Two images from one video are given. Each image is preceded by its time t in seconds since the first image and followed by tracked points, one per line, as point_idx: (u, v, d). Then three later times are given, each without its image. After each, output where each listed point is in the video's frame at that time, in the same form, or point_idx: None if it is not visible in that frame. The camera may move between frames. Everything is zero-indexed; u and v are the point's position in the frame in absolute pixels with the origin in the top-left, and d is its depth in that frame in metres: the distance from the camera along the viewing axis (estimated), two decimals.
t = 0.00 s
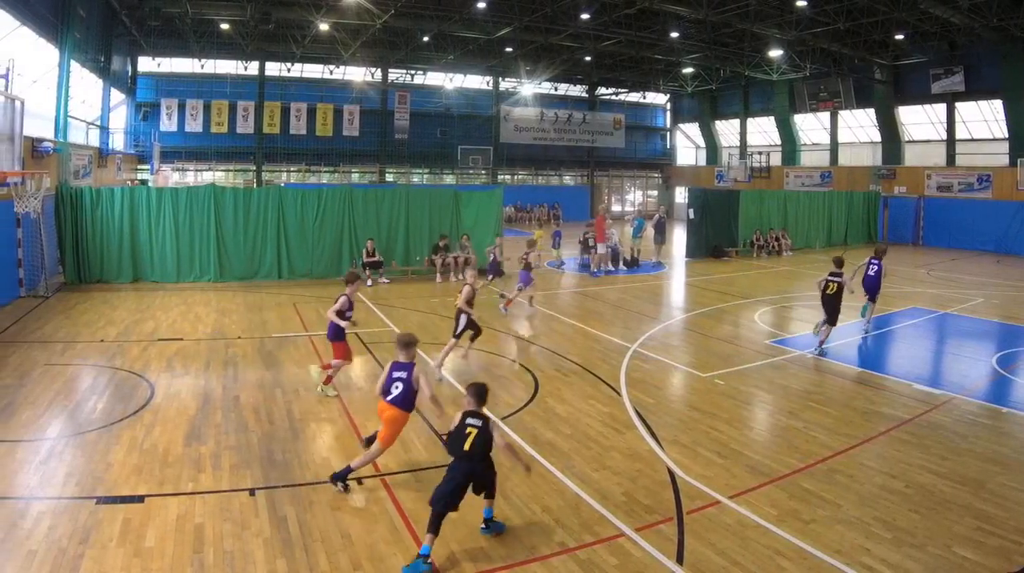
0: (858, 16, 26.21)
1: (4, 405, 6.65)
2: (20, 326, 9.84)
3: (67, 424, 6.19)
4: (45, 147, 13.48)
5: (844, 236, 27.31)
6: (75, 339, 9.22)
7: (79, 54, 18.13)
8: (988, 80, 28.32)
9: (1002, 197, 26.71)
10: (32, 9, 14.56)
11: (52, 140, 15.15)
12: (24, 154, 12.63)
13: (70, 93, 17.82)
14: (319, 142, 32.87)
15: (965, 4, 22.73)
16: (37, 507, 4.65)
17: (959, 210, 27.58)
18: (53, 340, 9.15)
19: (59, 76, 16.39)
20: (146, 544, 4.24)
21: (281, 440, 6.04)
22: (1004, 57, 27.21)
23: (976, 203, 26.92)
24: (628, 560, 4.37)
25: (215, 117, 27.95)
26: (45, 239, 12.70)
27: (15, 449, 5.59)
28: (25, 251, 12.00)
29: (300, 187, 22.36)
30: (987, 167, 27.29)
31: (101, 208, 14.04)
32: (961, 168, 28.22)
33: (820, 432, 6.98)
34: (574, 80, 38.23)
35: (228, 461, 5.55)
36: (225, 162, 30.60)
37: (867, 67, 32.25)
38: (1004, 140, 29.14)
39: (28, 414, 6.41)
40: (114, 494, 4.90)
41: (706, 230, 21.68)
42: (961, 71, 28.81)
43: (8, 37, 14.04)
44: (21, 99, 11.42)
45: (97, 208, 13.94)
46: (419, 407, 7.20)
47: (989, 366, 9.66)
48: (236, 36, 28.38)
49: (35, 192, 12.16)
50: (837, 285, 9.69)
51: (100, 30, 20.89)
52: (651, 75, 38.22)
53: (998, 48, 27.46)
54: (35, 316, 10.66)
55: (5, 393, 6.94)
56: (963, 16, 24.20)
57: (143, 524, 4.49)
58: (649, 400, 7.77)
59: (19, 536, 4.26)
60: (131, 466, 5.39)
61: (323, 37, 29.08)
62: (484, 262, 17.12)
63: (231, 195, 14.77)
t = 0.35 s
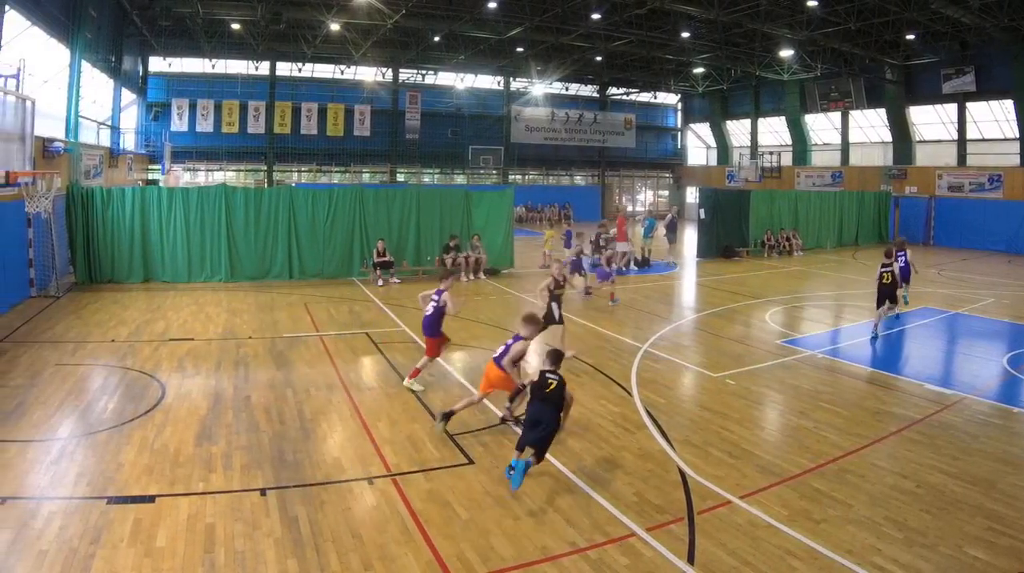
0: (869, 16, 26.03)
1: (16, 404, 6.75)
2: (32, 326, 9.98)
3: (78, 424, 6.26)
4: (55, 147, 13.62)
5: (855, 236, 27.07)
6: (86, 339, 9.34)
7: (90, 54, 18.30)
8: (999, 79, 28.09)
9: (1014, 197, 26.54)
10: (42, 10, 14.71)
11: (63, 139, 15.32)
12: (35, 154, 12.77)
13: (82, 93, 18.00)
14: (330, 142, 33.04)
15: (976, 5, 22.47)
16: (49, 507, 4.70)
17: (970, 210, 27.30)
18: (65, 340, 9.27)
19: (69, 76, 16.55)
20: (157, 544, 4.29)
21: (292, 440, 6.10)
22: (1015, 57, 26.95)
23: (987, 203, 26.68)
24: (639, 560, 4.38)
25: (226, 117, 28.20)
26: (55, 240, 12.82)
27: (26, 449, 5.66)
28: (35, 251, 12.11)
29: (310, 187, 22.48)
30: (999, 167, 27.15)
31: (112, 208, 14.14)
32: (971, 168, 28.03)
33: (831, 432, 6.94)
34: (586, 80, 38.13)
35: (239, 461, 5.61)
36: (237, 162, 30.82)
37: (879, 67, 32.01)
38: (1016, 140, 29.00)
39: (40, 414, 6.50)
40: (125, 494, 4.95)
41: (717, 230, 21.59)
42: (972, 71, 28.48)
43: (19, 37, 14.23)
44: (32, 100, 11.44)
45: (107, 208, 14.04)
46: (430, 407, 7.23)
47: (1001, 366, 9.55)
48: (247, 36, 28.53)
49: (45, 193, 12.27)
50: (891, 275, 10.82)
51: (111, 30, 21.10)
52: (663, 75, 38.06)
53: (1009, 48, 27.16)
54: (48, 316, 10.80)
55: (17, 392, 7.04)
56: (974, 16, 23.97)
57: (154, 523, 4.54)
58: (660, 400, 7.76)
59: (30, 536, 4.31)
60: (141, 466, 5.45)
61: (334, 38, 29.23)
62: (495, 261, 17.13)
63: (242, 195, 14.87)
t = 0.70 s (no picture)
0: (880, 16, 25.83)
1: (29, 404, 6.85)
2: (45, 326, 10.12)
3: (90, 424, 6.35)
4: (68, 147, 13.55)
5: (867, 236, 26.86)
6: (99, 339, 9.47)
7: (101, 54, 18.46)
8: (1011, 80, 27.91)
9: None
10: (54, 9, 14.87)
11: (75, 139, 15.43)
12: (47, 154, 12.68)
13: (93, 94, 18.18)
14: (342, 142, 33.17)
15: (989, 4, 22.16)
16: (61, 507, 4.77)
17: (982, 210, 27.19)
18: (77, 340, 9.40)
19: (81, 76, 16.73)
20: (168, 544, 4.33)
21: (304, 440, 6.15)
22: None
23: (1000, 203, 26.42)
24: (651, 560, 4.38)
25: (237, 117, 28.39)
26: (67, 240, 12.97)
27: (38, 449, 5.74)
28: (46, 251, 12.25)
29: (322, 187, 22.59)
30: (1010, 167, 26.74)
31: (124, 208, 14.31)
32: (983, 168, 27.65)
33: (843, 432, 6.89)
34: (597, 80, 38.05)
35: (251, 461, 5.66)
36: (248, 162, 31.02)
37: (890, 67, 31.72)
38: None
39: (54, 414, 6.60)
40: (137, 494, 5.02)
41: (729, 230, 21.47)
42: (985, 71, 28.20)
43: (31, 37, 14.37)
44: (45, 98, 10.63)
45: (120, 208, 14.21)
46: (442, 407, 7.26)
47: (1014, 366, 9.44)
48: (259, 36, 28.70)
49: (57, 193, 12.40)
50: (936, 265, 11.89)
51: (123, 31, 21.30)
52: (675, 75, 37.90)
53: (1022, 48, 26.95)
54: (61, 316, 10.94)
55: (30, 393, 7.15)
56: (985, 17, 23.67)
57: (165, 524, 4.59)
58: (671, 400, 7.75)
59: (42, 536, 4.37)
60: (153, 466, 5.52)
61: (346, 38, 29.38)
62: (507, 261, 17.15)
63: (254, 195, 14.99)
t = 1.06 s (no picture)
0: (893, 16, 25.62)
1: (42, 404, 6.95)
2: (57, 326, 10.26)
3: (102, 424, 6.41)
4: (80, 147, 13.65)
5: (880, 237, 26.63)
6: (111, 339, 9.60)
7: (113, 54, 18.64)
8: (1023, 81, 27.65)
9: None
10: (66, 10, 15.02)
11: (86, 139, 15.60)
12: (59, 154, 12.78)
13: (105, 94, 18.39)
14: (355, 142, 33.34)
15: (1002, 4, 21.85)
16: (73, 507, 4.82)
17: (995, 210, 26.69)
18: (89, 340, 9.53)
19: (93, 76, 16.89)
20: (180, 545, 4.38)
21: (316, 440, 6.20)
22: None
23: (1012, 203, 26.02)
24: (663, 560, 4.38)
25: (250, 117, 28.60)
26: (79, 240, 13.12)
27: (51, 449, 5.81)
28: (58, 251, 12.40)
29: (333, 187, 22.73)
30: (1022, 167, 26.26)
31: (136, 208, 14.45)
32: (995, 168, 27.18)
33: (855, 432, 6.84)
34: (609, 80, 37.97)
35: (263, 461, 5.71)
36: (260, 162, 31.26)
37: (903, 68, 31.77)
38: None
39: (67, 414, 6.69)
40: (149, 494, 5.07)
41: (740, 230, 21.34)
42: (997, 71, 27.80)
43: (43, 38, 14.52)
44: (56, 99, 10.83)
45: (131, 208, 14.35)
46: (453, 407, 7.29)
47: None
48: (271, 36, 28.89)
49: (69, 193, 12.53)
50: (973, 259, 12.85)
51: (135, 31, 21.48)
52: (687, 75, 37.75)
53: None
54: (74, 316, 11.08)
55: (43, 393, 7.24)
56: (998, 17, 23.33)
57: (177, 523, 4.64)
58: (683, 400, 7.73)
59: (54, 536, 4.42)
60: (165, 466, 5.57)
61: (359, 38, 29.53)
62: (519, 261, 17.18)
63: (266, 195, 15.09)
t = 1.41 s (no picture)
0: (904, 16, 25.44)
1: (54, 404, 7.04)
2: (68, 326, 10.38)
3: (113, 424, 6.49)
4: (90, 147, 13.84)
5: (890, 238, 26.39)
6: (121, 339, 9.71)
7: (124, 54, 18.78)
8: None
9: None
10: (77, 10, 15.16)
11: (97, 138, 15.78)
12: (69, 154, 12.96)
13: (116, 94, 18.56)
14: (366, 142, 33.46)
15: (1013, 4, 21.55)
16: (84, 507, 4.88)
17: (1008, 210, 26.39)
18: (100, 340, 9.64)
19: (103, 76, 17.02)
20: (191, 545, 4.42)
21: (327, 440, 6.25)
22: None
23: None
24: (674, 560, 4.38)
25: (261, 117, 28.77)
26: (89, 240, 13.25)
27: (62, 449, 5.88)
28: (69, 251, 12.54)
29: (343, 187, 22.84)
30: None
31: (146, 208, 14.54)
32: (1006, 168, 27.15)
33: (867, 432, 6.80)
34: (620, 80, 37.87)
35: (274, 462, 5.76)
36: (271, 162, 31.45)
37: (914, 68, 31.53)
38: None
39: (79, 413, 6.78)
40: (159, 494, 5.12)
41: (752, 230, 21.19)
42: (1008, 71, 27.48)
43: (54, 37, 14.66)
44: (68, 99, 10.91)
45: (142, 208, 14.46)
46: (464, 407, 7.32)
47: None
48: (282, 36, 29.03)
49: (80, 193, 12.65)
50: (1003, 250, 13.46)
51: (146, 30, 21.64)
52: (698, 75, 37.60)
53: None
54: (84, 316, 11.19)
55: (56, 393, 7.33)
56: (1010, 18, 23.00)
57: (188, 524, 4.68)
58: (694, 400, 7.71)
59: (65, 536, 4.47)
60: (176, 466, 5.63)
61: (370, 38, 29.63)
62: (530, 262, 17.21)
63: (277, 195, 15.18)
